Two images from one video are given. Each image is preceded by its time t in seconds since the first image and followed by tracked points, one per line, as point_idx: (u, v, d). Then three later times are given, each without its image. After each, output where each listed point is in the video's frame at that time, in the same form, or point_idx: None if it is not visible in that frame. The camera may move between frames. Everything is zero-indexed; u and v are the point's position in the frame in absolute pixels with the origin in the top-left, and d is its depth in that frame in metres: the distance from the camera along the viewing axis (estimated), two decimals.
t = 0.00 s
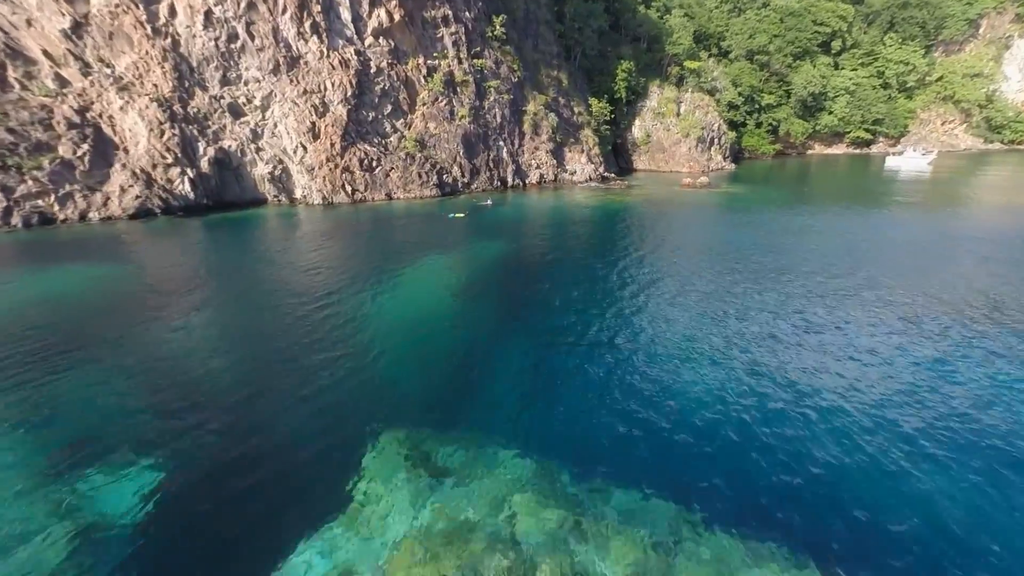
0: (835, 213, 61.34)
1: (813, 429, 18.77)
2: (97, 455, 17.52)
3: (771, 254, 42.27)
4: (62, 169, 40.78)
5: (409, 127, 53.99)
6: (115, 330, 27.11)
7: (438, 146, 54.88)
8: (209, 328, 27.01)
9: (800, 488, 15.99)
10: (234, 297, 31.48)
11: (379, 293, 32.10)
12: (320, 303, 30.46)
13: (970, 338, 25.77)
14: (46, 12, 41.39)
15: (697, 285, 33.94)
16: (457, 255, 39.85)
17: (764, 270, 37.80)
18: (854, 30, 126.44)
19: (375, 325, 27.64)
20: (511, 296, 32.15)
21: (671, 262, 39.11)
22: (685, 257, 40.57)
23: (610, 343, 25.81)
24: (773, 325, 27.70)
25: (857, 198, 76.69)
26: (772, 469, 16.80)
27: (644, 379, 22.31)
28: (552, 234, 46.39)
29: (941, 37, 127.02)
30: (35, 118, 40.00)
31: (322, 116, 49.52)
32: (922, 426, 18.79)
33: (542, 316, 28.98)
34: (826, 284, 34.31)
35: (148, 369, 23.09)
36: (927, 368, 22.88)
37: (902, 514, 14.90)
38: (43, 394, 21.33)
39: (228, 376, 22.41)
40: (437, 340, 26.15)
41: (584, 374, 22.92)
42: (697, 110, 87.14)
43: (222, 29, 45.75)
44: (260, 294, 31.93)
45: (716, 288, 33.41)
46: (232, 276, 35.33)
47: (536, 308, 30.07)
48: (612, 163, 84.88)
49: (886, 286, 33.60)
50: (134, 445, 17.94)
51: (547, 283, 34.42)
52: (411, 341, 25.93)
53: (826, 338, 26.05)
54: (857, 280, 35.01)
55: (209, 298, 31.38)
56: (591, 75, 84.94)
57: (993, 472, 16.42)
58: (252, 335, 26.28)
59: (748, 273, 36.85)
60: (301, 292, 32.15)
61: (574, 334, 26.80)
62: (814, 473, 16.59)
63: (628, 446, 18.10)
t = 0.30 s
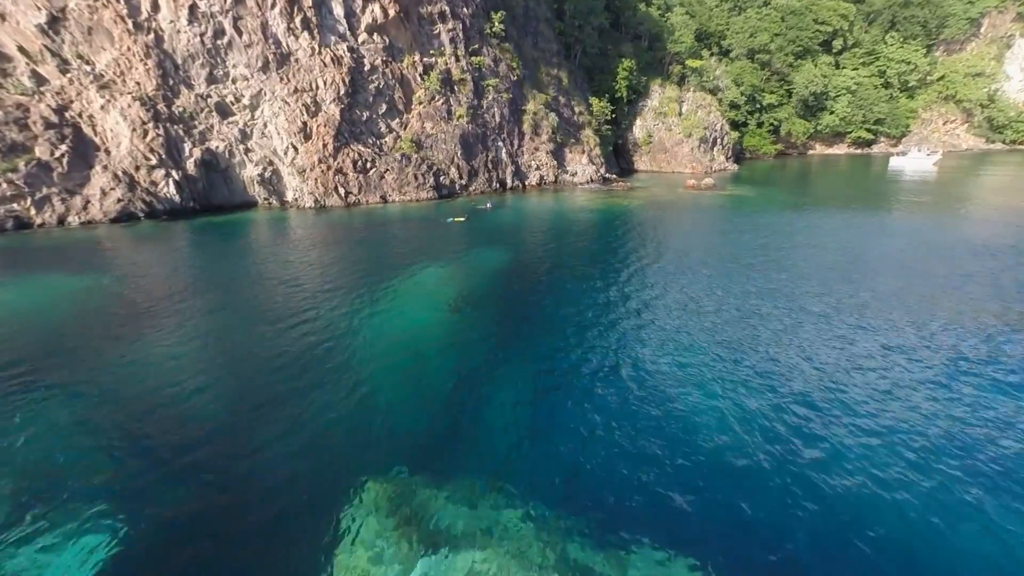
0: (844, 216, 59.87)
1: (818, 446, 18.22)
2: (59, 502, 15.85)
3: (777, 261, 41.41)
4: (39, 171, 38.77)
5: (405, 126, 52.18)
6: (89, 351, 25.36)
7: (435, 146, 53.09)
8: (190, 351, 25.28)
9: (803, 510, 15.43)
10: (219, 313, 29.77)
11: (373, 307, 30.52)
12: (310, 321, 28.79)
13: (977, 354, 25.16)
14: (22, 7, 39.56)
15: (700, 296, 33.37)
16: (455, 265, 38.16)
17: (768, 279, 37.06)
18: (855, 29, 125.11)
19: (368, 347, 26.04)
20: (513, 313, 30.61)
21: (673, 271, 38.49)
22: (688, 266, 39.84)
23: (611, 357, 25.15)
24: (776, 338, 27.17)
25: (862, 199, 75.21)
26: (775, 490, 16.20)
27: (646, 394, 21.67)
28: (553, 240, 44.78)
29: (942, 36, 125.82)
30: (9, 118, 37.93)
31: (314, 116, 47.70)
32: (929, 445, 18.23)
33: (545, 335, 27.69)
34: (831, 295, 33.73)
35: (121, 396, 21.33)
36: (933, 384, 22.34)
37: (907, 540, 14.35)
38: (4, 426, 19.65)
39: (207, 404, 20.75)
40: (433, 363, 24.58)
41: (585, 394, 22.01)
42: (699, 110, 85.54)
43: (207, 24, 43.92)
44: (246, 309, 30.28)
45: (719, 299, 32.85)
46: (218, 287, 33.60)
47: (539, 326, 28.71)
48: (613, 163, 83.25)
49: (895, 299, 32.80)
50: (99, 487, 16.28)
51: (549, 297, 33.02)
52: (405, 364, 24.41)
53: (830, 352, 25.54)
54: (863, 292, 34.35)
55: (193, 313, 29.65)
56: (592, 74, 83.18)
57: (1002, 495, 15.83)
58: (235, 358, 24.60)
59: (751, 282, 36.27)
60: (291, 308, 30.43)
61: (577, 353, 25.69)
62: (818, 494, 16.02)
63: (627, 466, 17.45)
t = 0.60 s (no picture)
0: (854, 220, 58.31)
1: (817, 468, 17.97)
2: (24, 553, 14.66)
3: (783, 269, 40.64)
4: (19, 173, 36.98)
5: (402, 127, 50.58)
6: (67, 371, 24.04)
7: (433, 148, 51.43)
8: (175, 372, 24.10)
9: (812, 542, 15.06)
10: (208, 330, 28.53)
11: (369, 326, 29.21)
12: (302, 341, 27.54)
13: (985, 373, 24.58)
14: None
15: (703, 307, 33.10)
16: (454, 275, 36.73)
17: (773, 289, 36.52)
18: (858, 28, 123.71)
19: (363, 371, 24.80)
20: (514, 333, 29.41)
21: (677, 279, 38.10)
22: (693, 274, 39.24)
23: (613, 373, 24.87)
24: (778, 352, 26.90)
25: (869, 200, 73.63)
26: (768, 513, 16.04)
27: (645, 412, 21.47)
28: (555, 247, 43.24)
29: (946, 36, 124.51)
30: None
31: (307, 116, 46.09)
32: (929, 469, 17.92)
33: (548, 357, 26.64)
34: (835, 306, 33.23)
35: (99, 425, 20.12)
36: (936, 402, 22.05)
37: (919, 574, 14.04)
38: None
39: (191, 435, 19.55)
40: (431, 389, 23.42)
41: (586, 414, 21.62)
42: (702, 110, 83.88)
43: (195, 20, 42.29)
44: (236, 326, 28.97)
45: (722, 310, 32.59)
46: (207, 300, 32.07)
47: (540, 349, 27.55)
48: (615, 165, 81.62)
49: (904, 312, 31.96)
50: (67, 535, 15.07)
51: (551, 314, 31.82)
52: (401, 390, 23.17)
53: (831, 367, 25.22)
54: (870, 303, 33.63)
55: (180, 331, 28.40)
56: (593, 74, 81.61)
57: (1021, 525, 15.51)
58: (222, 381, 23.40)
59: (755, 291, 35.92)
60: (282, 327, 29.14)
61: (580, 373, 25.08)
62: (810, 517, 15.92)
63: (622, 487, 17.34)
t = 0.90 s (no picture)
0: (864, 222, 56.72)
1: (815, 500, 17.68)
2: None
3: (792, 274, 39.31)
4: None
5: (400, 128, 49.07)
6: (47, 395, 22.87)
7: (432, 149, 49.90)
8: (162, 398, 22.93)
9: None
10: (196, 346, 27.17)
11: (366, 343, 27.72)
12: (294, 360, 26.07)
13: (980, 381, 24.44)
14: None
15: (706, 316, 32.05)
16: (454, 284, 35.13)
17: (777, 296, 35.60)
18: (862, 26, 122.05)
19: (359, 394, 23.32)
20: (518, 350, 28.05)
21: (681, 285, 36.88)
22: (699, 280, 37.93)
23: (613, 394, 23.97)
24: (782, 368, 25.97)
25: (877, 201, 72.16)
26: (767, 560, 15.50)
27: (645, 440, 20.71)
28: (558, 252, 41.78)
29: (949, 36, 123.25)
30: None
31: (301, 116, 44.60)
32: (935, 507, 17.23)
33: (552, 379, 25.35)
34: (844, 315, 32.04)
35: (81, 459, 19.10)
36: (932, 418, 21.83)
37: None
38: None
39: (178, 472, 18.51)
40: (432, 415, 21.99)
41: (586, 441, 20.82)
42: (706, 110, 82.29)
43: (183, 16, 40.75)
44: (224, 342, 27.54)
45: (725, 320, 31.57)
46: (197, 312, 30.69)
47: (545, 368, 26.26)
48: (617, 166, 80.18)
49: (915, 320, 30.83)
50: None
51: (557, 328, 30.38)
52: (400, 416, 21.78)
53: (836, 387, 24.42)
54: (882, 311, 32.33)
55: (167, 347, 27.03)
56: (594, 73, 80.05)
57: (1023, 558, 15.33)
58: (211, 407, 22.23)
59: (761, 298, 34.82)
60: (274, 342, 27.70)
61: (583, 394, 24.03)
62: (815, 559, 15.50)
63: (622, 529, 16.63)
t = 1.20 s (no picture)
0: (877, 224, 55.14)
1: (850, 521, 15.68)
2: None
3: (805, 279, 37.41)
4: None
5: (399, 127, 47.70)
6: (17, 403, 21.31)
7: (432, 149, 48.49)
8: (141, 409, 21.25)
9: None
10: (182, 353, 25.60)
11: (362, 354, 25.74)
12: (283, 368, 24.38)
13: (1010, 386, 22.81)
14: None
15: (714, 323, 29.94)
16: (455, 289, 33.49)
17: (787, 298, 33.84)
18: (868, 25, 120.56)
19: (354, 409, 21.31)
20: (525, 358, 26.09)
21: (687, 291, 34.86)
22: (706, 285, 36.02)
23: (621, 408, 21.65)
24: (802, 378, 23.75)
25: (885, 203, 70.65)
26: None
27: (656, 460, 18.33)
28: (562, 255, 40.30)
29: (955, 36, 121.87)
30: None
31: (296, 114, 43.24)
32: (994, 539, 15.05)
33: (560, 392, 23.01)
34: (865, 321, 29.95)
35: (46, 477, 17.37)
36: (966, 426, 20.02)
37: None
38: None
39: (149, 491, 16.74)
40: (431, 433, 19.79)
41: (594, 462, 18.46)
42: (711, 109, 80.82)
43: (174, 10, 39.42)
44: (212, 349, 25.93)
45: (736, 326, 29.42)
46: (184, 317, 29.15)
47: (553, 382, 23.89)
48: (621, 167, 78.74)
49: (937, 323, 29.23)
50: None
51: (566, 337, 28.23)
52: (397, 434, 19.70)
53: (857, 391, 22.65)
54: (905, 318, 30.31)
55: (151, 354, 25.48)
56: (598, 72, 78.76)
57: None
58: (193, 420, 20.57)
59: (772, 304, 32.77)
60: (264, 350, 26.01)
61: (590, 409, 21.75)
62: None
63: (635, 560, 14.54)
